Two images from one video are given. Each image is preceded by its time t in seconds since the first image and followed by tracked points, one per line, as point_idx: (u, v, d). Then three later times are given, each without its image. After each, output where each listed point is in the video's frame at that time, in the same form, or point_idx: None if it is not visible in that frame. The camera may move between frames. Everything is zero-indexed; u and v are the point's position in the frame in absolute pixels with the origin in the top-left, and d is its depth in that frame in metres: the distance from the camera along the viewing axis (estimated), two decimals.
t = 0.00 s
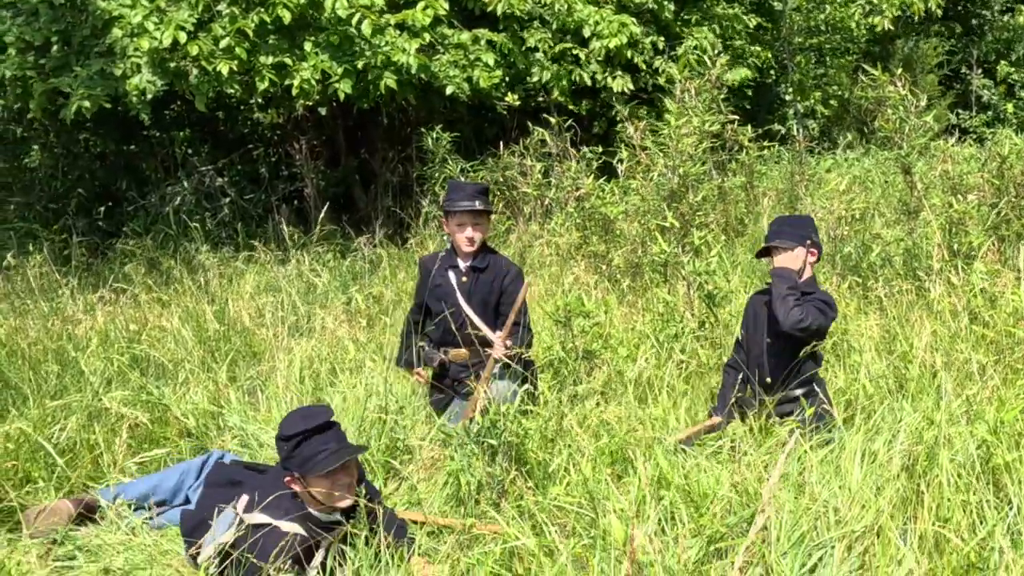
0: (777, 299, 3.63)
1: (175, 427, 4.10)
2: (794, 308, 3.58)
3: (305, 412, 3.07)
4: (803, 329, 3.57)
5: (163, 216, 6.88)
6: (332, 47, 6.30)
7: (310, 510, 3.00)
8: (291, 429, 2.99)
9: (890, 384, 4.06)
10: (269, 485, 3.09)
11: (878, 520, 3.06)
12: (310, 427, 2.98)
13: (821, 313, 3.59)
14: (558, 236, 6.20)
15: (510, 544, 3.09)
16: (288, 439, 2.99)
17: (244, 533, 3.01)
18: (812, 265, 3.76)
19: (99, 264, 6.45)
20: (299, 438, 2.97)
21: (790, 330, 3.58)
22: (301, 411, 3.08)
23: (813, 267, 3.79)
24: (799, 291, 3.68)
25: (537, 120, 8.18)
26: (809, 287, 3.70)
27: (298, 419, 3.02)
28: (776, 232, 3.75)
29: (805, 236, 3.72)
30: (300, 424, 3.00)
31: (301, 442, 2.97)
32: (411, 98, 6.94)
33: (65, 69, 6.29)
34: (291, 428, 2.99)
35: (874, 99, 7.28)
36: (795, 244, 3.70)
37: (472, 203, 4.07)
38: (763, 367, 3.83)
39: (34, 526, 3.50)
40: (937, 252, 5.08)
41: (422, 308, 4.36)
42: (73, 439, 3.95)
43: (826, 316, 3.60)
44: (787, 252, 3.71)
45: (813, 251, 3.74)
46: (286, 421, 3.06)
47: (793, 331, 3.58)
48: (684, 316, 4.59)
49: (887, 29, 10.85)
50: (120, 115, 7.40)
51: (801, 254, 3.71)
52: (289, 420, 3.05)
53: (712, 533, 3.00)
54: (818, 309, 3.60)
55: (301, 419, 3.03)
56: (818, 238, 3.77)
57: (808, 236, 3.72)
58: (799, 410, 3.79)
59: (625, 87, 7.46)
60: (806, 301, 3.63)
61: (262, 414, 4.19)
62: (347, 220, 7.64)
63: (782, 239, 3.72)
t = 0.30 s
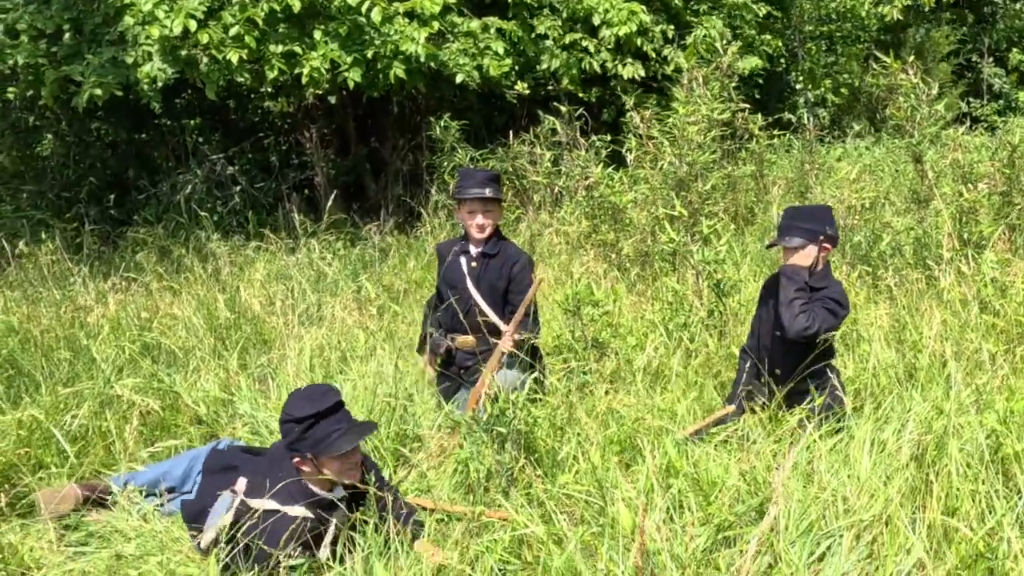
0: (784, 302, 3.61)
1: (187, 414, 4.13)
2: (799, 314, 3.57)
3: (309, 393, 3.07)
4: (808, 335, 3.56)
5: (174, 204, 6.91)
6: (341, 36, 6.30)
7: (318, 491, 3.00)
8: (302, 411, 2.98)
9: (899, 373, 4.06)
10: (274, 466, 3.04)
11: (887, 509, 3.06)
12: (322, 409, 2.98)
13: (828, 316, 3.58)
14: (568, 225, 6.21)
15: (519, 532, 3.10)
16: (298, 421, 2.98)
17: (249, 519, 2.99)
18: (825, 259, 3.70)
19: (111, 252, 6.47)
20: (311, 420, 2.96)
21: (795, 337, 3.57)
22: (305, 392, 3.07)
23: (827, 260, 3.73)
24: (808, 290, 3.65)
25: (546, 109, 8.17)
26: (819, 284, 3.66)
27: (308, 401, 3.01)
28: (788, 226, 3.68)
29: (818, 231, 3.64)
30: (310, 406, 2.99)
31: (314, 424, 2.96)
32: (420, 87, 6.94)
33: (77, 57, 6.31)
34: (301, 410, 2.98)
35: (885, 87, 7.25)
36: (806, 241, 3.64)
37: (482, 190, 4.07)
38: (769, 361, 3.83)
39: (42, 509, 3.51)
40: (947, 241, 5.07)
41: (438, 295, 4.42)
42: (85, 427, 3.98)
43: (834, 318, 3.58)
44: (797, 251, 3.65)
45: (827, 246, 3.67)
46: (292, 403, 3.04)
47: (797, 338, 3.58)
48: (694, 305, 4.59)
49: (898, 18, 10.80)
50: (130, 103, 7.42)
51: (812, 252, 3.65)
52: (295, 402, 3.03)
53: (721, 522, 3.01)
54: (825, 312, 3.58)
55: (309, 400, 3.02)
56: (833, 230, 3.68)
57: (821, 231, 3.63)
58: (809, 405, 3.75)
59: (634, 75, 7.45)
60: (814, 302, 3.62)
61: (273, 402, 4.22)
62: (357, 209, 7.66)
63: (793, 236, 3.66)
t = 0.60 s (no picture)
0: (782, 308, 3.58)
1: (196, 404, 4.15)
2: (799, 318, 3.53)
3: (361, 385, 3.02)
4: (811, 339, 3.53)
5: (184, 194, 6.92)
6: (350, 26, 6.30)
7: (328, 480, 3.01)
8: (382, 400, 3.00)
9: (909, 363, 4.06)
10: (283, 454, 3.08)
11: (895, 500, 3.07)
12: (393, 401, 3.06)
13: (829, 314, 3.55)
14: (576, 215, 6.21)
15: (527, 521, 3.11)
16: (379, 410, 2.99)
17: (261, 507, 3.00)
18: (821, 256, 3.66)
19: (121, 242, 6.49)
20: (389, 411, 3.03)
21: (796, 342, 3.54)
22: (357, 384, 3.01)
23: (823, 256, 3.69)
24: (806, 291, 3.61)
25: (555, 99, 8.16)
26: (816, 283, 3.62)
27: (376, 393, 3.01)
28: (779, 229, 3.63)
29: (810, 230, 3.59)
30: (383, 398, 3.02)
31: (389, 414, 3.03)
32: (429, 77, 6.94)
33: (86, 46, 6.32)
34: (381, 404, 3.00)
35: (895, 77, 7.23)
36: (799, 242, 3.59)
37: (491, 178, 4.10)
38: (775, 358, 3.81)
39: (55, 492, 3.56)
40: (957, 231, 5.06)
41: (448, 282, 4.44)
42: (96, 416, 4.01)
43: (836, 315, 3.55)
44: (790, 253, 3.62)
45: (821, 242, 3.62)
46: (363, 389, 2.99)
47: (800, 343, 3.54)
48: (702, 295, 4.59)
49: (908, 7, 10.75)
50: (141, 92, 7.41)
51: (806, 251, 3.61)
52: (363, 390, 3.00)
53: (728, 512, 3.02)
54: (825, 312, 3.55)
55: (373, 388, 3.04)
56: (825, 225, 3.63)
57: (812, 230, 3.59)
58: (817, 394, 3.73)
59: (643, 65, 7.44)
60: (813, 303, 3.59)
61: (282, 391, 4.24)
62: (365, 199, 7.67)
63: (786, 239, 3.61)
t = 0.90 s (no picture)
0: (783, 300, 3.57)
1: (206, 394, 4.17)
2: (799, 310, 3.52)
3: (368, 366, 2.99)
4: (813, 328, 3.51)
5: (192, 184, 6.93)
6: (358, 16, 6.31)
7: (337, 466, 2.97)
8: (390, 376, 3.00)
9: (918, 354, 4.06)
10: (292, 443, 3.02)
11: (903, 491, 3.07)
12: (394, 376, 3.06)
13: (831, 304, 3.51)
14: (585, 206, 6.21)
15: (535, 512, 3.12)
16: (390, 387, 2.99)
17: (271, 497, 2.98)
18: (821, 242, 3.62)
19: (130, 232, 6.51)
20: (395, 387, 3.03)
21: (800, 333, 3.53)
22: (364, 366, 2.98)
23: (824, 243, 3.65)
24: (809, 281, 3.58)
25: (563, 89, 8.15)
26: (819, 272, 3.57)
27: (382, 372, 2.99)
28: (776, 221, 3.63)
29: (805, 218, 3.58)
30: (389, 378, 2.99)
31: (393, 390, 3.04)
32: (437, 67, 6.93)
33: (95, 37, 6.33)
34: (387, 382, 2.98)
35: (904, 68, 7.20)
36: (795, 232, 3.59)
37: (494, 170, 4.10)
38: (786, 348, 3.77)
39: (66, 487, 3.58)
40: (967, 223, 5.04)
41: (459, 272, 4.47)
42: (107, 405, 4.03)
43: (839, 304, 3.51)
44: (787, 243, 3.62)
45: (818, 229, 3.60)
46: (371, 370, 2.97)
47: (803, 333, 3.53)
48: (711, 286, 4.59)
49: None
50: (149, 82, 7.37)
51: (803, 240, 3.60)
52: (372, 369, 2.97)
53: (736, 503, 3.03)
54: (827, 302, 3.51)
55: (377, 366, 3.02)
56: (821, 212, 3.61)
57: (808, 218, 3.58)
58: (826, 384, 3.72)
59: (650, 56, 7.44)
60: (815, 293, 3.55)
61: (291, 381, 4.25)
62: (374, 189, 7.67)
63: (783, 231, 3.61)
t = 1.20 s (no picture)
0: (792, 292, 3.58)
1: (214, 385, 4.19)
2: (810, 301, 3.53)
3: (365, 360, 2.99)
4: (825, 318, 3.53)
5: (200, 176, 6.94)
6: (365, 8, 6.31)
7: (346, 461, 3.01)
8: (390, 371, 2.99)
9: (926, 347, 4.05)
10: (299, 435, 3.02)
11: (910, 484, 3.06)
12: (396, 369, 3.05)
13: (841, 288, 3.53)
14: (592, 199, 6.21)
15: (542, 503, 3.13)
16: (390, 381, 2.98)
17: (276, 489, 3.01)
18: (818, 228, 3.58)
19: (138, 224, 6.52)
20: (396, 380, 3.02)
21: (813, 325, 3.55)
22: (361, 360, 2.98)
23: (823, 225, 3.61)
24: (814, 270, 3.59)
25: (569, 82, 8.14)
26: (825, 254, 3.59)
27: (381, 364, 2.99)
28: (768, 222, 3.55)
29: (798, 215, 3.51)
30: (387, 369, 3.00)
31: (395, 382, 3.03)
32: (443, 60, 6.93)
33: (104, 29, 6.34)
34: (386, 372, 2.98)
35: (912, 60, 7.18)
36: (792, 229, 3.53)
37: (497, 159, 4.10)
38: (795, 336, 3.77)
39: (76, 480, 3.60)
40: (974, 216, 5.03)
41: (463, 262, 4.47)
42: (116, 396, 4.05)
43: (848, 289, 3.53)
44: (785, 240, 3.55)
45: (813, 217, 3.55)
46: (370, 364, 2.96)
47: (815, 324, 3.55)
48: (718, 278, 4.59)
49: None
50: (157, 74, 7.41)
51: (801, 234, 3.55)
52: (371, 364, 2.97)
53: (744, 495, 3.03)
54: (836, 288, 3.54)
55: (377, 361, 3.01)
56: (812, 201, 3.54)
57: (801, 213, 3.51)
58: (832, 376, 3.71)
59: (656, 48, 7.43)
60: (823, 281, 3.56)
61: (299, 373, 4.27)
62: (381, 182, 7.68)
63: (779, 230, 3.54)
